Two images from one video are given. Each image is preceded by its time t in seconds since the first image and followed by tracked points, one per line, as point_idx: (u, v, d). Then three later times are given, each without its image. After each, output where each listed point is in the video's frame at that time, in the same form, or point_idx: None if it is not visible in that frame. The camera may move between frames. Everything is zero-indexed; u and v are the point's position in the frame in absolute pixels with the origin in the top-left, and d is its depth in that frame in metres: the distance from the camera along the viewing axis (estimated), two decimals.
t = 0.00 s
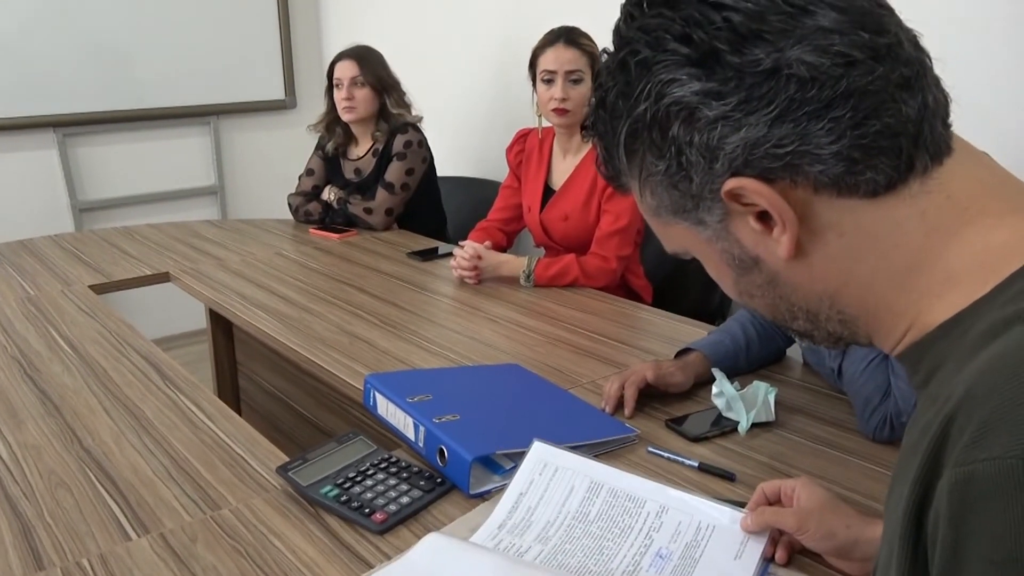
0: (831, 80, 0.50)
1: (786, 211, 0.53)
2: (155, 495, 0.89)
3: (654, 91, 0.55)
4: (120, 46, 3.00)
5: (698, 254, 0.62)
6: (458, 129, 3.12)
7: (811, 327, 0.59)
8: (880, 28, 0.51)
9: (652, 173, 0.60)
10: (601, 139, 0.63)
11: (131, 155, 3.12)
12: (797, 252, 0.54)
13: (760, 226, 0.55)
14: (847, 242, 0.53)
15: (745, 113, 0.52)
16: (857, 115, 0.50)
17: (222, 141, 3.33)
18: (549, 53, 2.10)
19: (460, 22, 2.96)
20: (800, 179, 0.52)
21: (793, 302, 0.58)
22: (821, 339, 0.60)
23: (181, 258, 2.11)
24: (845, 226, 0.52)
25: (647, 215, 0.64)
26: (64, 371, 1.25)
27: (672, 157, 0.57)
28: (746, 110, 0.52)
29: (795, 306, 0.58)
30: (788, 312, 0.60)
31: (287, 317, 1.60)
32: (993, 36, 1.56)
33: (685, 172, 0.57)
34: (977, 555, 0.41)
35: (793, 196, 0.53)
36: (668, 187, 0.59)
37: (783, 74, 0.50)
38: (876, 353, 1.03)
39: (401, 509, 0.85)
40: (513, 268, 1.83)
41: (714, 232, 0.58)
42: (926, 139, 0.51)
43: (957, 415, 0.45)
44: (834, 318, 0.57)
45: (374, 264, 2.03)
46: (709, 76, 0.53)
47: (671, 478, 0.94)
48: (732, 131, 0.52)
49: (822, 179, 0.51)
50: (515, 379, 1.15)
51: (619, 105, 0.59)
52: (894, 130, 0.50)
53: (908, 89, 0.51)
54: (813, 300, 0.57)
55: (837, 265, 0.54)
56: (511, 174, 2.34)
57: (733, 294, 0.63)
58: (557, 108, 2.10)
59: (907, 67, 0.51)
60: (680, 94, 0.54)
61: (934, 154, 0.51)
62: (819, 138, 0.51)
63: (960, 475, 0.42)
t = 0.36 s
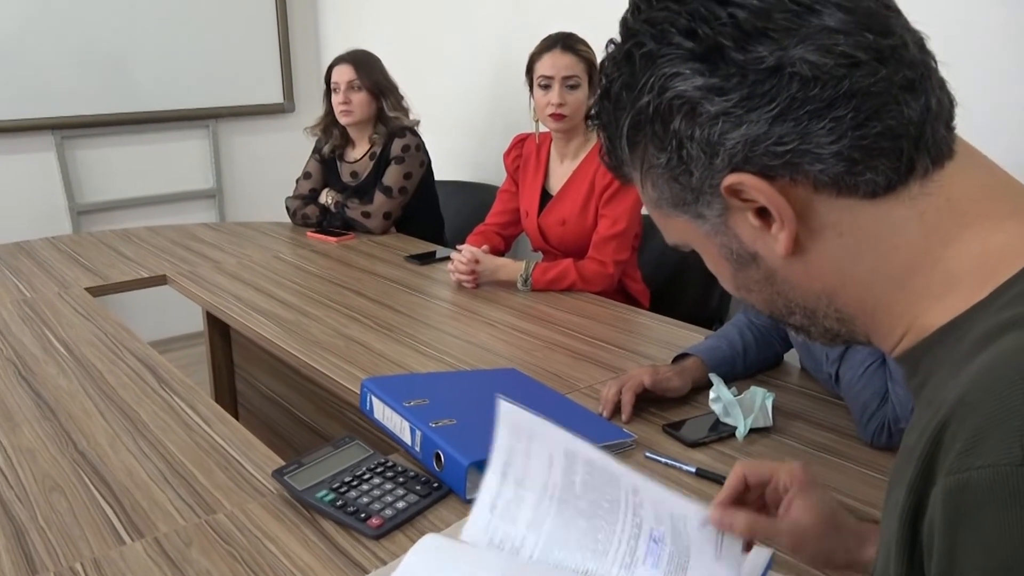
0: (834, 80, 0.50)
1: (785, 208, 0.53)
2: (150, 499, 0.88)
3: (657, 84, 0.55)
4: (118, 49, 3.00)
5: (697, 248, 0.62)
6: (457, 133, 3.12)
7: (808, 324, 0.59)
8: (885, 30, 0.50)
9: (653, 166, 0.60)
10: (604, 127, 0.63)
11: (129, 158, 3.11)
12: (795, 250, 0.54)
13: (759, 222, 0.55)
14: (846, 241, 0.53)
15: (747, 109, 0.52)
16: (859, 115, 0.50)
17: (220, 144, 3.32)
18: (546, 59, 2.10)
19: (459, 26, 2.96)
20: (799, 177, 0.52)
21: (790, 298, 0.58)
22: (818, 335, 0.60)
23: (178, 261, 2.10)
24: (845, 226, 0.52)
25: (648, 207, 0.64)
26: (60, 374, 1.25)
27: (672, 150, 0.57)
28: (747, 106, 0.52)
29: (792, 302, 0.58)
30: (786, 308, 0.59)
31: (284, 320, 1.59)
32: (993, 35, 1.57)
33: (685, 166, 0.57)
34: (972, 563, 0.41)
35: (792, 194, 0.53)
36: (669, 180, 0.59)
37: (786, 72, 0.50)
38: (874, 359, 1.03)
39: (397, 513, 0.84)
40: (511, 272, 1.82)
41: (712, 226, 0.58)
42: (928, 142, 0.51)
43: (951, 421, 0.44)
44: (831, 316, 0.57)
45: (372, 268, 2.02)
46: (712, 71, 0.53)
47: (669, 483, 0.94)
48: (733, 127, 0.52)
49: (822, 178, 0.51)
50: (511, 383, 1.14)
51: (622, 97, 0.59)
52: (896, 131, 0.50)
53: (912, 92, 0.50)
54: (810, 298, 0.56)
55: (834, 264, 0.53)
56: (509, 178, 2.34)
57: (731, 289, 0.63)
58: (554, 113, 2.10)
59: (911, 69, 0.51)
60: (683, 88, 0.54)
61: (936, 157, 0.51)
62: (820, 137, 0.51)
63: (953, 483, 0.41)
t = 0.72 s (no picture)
0: (843, 75, 0.49)
1: (786, 203, 0.53)
2: (144, 500, 0.88)
3: (663, 72, 0.55)
4: (114, 50, 3.00)
5: (695, 240, 0.62)
6: (455, 135, 3.12)
7: (806, 319, 0.59)
8: (897, 26, 0.50)
9: (654, 156, 0.60)
10: (606, 114, 0.63)
11: (125, 158, 3.10)
12: (794, 245, 0.54)
13: (759, 216, 0.55)
14: (846, 239, 0.52)
15: (753, 101, 0.52)
16: (866, 112, 0.50)
17: (216, 145, 3.32)
18: (545, 61, 2.10)
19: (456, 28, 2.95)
20: (802, 173, 0.52)
21: (787, 293, 0.58)
22: (815, 331, 0.60)
23: (174, 262, 2.09)
24: (846, 223, 0.52)
25: (647, 197, 0.64)
26: (55, 374, 1.24)
27: (675, 141, 0.57)
28: (754, 99, 0.52)
29: (789, 298, 0.58)
30: (783, 303, 0.59)
31: (281, 321, 1.59)
32: (996, 35, 1.58)
33: (687, 157, 0.57)
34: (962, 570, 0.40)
35: (794, 189, 0.53)
36: (670, 171, 0.59)
37: (794, 65, 0.50)
38: (873, 361, 1.03)
39: (393, 515, 0.84)
40: (509, 273, 1.82)
41: (712, 218, 0.58)
42: (934, 143, 0.50)
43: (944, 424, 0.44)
44: (828, 312, 0.57)
45: (369, 269, 2.02)
46: (719, 62, 0.52)
47: (667, 485, 0.94)
48: (737, 119, 0.52)
49: (825, 175, 0.51)
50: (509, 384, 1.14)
51: (626, 84, 0.58)
52: (903, 130, 0.50)
53: (921, 91, 0.50)
54: (808, 293, 0.56)
55: (832, 261, 0.53)
56: (507, 180, 2.34)
57: (727, 282, 0.63)
58: (553, 115, 2.10)
59: (921, 67, 0.50)
60: (688, 78, 0.53)
61: (941, 157, 0.50)
62: (825, 132, 0.50)
63: (945, 488, 0.41)
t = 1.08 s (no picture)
0: (853, 68, 0.49)
1: (794, 198, 0.53)
2: (139, 501, 0.87)
3: (671, 64, 0.55)
4: (105, 47, 2.97)
5: (697, 235, 0.62)
6: (448, 133, 3.11)
7: (807, 316, 0.59)
8: (906, 21, 0.50)
9: (658, 149, 0.59)
10: (609, 107, 0.63)
11: (117, 157, 3.08)
12: (800, 240, 0.54)
13: (764, 211, 0.55)
14: (854, 234, 0.52)
15: (762, 94, 0.52)
16: (875, 107, 0.50)
17: (209, 143, 3.30)
18: (539, 59, 2.10)
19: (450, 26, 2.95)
20: (810, 167, 0.52)
21: (790, 289, 0.58)
22: (816, 330, 0.60)
23: (167, 261, 2.08)
24: (854, 219, 0.52)
25: (648, 192, 0.64)
26: (47, 375, 1.23)
27: (681, 133, 0.56)
28: (763, 91, 0.52)
29: (792, 294, 0.58)
30: (785, 299, 0.59)
31: (275, 321, 1.58)
32: (999, 32, 1.58)
33: (693, 150, 0.56)
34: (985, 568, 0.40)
35: (801, 183, 0.53)
36: (675, 165, 0.59)
37: (805, 57, 0.50)
38: (868, 359, 1.03)
39: (391, 515, 0.84)
40: (503, 272, 1.82)
41: (716, 213, 0.58)
42: (942, 138, 0.50)
43: (960, 422, 0.44)
44: (832, 308, 0.57)
45: (363, 268, 2.01)
46: (728, 53, 0.52)
47: (663, 484, 0.94)
48: (746, 112, 0.52)
49: (833, 169, 0.51)
50: (505, 383, 1.14)
51: (631, 75, 0.58)
52: (911, 125, 0.50)
53: (929, 85, 0.50)
54: (811, 289, 0.56)
55: (839, 257, 0.53)
56: (501, 179, 2.33)
57: (728, 278, 0.63)
58: (547, 113, 2.09)
59: (930, 62, 0.50)
60: (697, 69, 0.53)
61: (948, 152, 0.51)
62: (834, 126, 0.50)
63: (966, 486, 0.41)
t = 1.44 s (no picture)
0: (862, 64, 0.50)
1: (802, 194, 0.53)
2: (134, 502, 0.87)
3: (680, 57, 0.55)
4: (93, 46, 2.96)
5: (702, 229, 0.62)
6: (440, 132, 3.11)
7: (811, 312, 0.59)
8: (916, 17, 0.51)
9: (665, 142, 0.60)
10: (615, 100, 0.63)
11: (106, 156, 3.07)
12: (806, 235, 0.54)
13: (770, 207, 0.55)
14: (860, 230, 0.53)
15: (771, 89, 0.52)
16: (883, 103, 0.51)
17: (199, 142, 3.28)
18: (530, 59, 2.10)
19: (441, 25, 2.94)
20: (818, 162, 0.52)
21: (795, 284, 0.58)
22: (818, 325, 0.61)
23: (158, 261, 2.07)
24: (860, 215, 0.52)
25: (653, 185, 0.64)
26: (39, 376, 1.22)
27: (689, 127, 0.57)
28: (772, 86, 0.52)
29: (797, 288, 0.59)
30: (788, 294, 0.60)
31: (267, 321, 1.58)
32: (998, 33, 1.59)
33: (701, 144, 0.57)
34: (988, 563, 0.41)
35: (808, 178, 0.53)
36: (681, 158, 0.59)
37: (814, 52, 0.51)
38: (860, 357, 1.03)
39: (388, 515, 0.84)
40: (496, 271, 1.82)
41: (722, 207, 0.58)
42: (949, 136, 0.51)
43: (964, 419, 0.45)
44: (835, 304, 0.57)
45: (355, 267, 2.01)
46: (737, 47, 0.53)
47: (657, 482, 0.94)
48: (755, 106, 0.53)
49: (841, 164, 0.52)
50: (500, 382, 1.14)
51: (639, 68, 0.58)
52: (919, 121, 0.50)
53: (938, 82, 0.51)
54: (815, 284, 0.57)
55: (844, 253, 0.54)
56: (493, 178, 2.33)
57: (732, 271, 0.63)
58: (539, 112, 2.09)
59: (938, 59, 0.51)
60: (706, 63, 0.54)
61: (955, 149, 0.51)
62: (843, 121, 0.51)
63: (970, 482, 0.42)
